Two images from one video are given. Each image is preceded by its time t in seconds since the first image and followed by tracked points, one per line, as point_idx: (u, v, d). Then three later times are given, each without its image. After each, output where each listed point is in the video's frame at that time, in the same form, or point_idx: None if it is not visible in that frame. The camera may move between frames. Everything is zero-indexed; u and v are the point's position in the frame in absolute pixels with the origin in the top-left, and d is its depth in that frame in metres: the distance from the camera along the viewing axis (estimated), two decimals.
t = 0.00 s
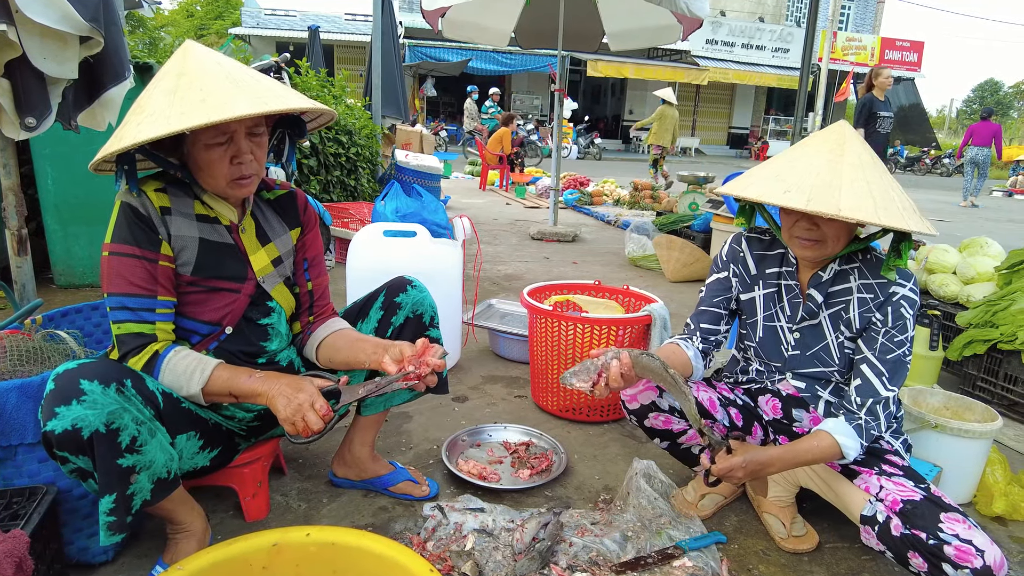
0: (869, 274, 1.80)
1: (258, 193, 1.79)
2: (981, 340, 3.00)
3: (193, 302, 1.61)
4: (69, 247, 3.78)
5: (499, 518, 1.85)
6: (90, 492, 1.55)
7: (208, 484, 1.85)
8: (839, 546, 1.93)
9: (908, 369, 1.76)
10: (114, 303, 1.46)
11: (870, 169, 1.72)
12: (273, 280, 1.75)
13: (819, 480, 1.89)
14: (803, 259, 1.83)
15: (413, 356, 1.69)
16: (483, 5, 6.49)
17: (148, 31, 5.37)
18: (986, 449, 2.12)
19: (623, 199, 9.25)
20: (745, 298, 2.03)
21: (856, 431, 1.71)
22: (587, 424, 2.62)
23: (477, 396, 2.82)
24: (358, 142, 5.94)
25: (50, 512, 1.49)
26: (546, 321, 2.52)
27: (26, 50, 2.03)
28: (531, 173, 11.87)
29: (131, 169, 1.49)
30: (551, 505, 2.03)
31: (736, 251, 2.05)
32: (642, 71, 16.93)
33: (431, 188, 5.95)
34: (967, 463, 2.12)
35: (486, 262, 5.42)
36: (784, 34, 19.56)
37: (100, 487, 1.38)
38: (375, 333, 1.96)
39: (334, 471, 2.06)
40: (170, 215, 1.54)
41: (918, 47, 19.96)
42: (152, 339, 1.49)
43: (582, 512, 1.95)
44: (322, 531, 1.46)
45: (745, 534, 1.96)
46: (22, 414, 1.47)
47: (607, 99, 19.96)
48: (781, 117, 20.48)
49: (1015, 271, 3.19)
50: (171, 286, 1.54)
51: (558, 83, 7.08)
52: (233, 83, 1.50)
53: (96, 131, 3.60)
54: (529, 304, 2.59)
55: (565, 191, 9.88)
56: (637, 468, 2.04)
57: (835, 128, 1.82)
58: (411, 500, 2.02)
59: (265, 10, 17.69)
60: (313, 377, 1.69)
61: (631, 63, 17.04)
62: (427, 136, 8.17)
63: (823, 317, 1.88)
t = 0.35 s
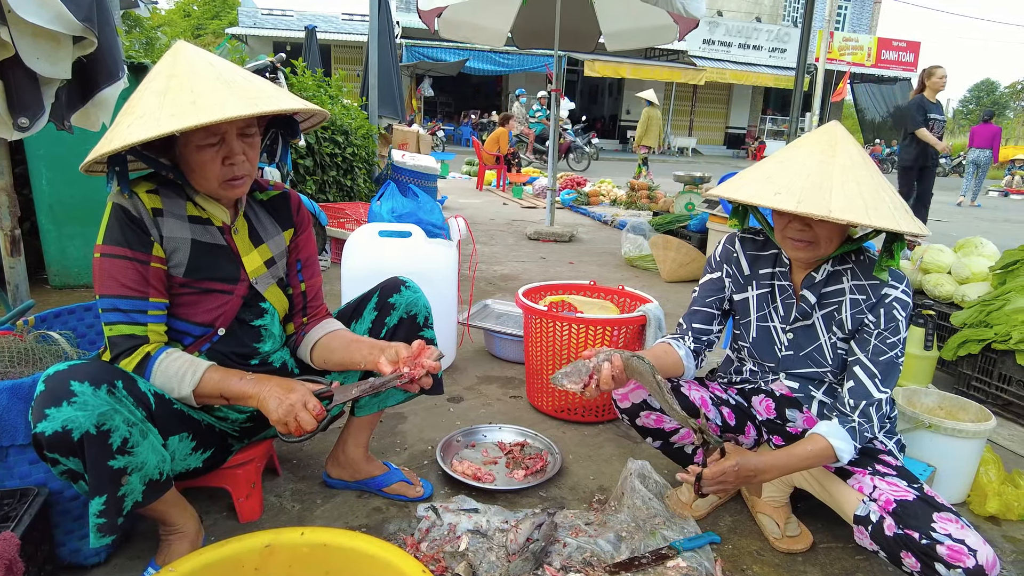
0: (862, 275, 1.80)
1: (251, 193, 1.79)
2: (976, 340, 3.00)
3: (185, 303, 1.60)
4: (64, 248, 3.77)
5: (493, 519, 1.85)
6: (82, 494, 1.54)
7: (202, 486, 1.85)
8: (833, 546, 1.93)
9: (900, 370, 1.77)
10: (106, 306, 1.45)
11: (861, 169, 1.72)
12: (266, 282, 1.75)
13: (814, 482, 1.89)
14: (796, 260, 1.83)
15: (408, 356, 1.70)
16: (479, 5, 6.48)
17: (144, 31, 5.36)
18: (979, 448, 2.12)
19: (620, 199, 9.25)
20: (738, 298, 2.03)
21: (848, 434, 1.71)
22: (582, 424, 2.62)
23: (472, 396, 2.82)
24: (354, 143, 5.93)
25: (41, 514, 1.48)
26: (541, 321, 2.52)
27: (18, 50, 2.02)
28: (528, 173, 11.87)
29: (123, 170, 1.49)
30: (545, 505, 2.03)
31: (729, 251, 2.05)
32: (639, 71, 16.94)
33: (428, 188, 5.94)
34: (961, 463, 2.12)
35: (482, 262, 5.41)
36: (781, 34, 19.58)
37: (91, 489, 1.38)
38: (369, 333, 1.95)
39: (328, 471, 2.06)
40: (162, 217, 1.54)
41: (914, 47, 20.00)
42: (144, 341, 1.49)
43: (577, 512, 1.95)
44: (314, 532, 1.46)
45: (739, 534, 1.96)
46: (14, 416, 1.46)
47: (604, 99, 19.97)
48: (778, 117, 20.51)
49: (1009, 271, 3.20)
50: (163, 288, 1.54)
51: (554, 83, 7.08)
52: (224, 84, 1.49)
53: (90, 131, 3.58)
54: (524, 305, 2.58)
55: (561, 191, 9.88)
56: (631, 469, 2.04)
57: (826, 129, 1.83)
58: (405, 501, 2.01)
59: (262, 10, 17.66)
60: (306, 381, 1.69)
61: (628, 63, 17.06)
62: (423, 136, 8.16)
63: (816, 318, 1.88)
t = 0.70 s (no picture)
0: (856, 275, 1.80)
1: (244, 193, 1.78)
2: (970, 340, 3.02)
3: (179, 304, 1.60)
4: (58, 248, 3.75)
5: (488, 520, 1.85)
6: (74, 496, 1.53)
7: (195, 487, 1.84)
8: (828, 545, 1.93)
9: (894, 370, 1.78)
10: (99, 307, 1.45)
11: (852, 169, 1.72)
12: (260, 282, 1.74)
13: (808, 481, 1.89)
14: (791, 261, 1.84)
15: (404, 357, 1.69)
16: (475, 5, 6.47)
17: (138, 30, 5.34)
18: (973, 448, 2.13)
19: (616, 199, 9.25)
20: (733, 298, 2.04)
21: (841, 432, 1.71)
22: (577, 424, 2.62)
23: (467, 396, 2.81)
24: (349, 142, 5.92)
25: (33, 516, 1.47)
26: (536, 321, 2.52)
27: (10, 49, 2.00)
28: (524, 173, 11.87)
29: (116, 172, 1.47)
30: (540, 505, 2.03)
31: (724, 251, 2.05)
32: (635, 71, 16.97)
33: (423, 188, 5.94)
34: (954, 462, 2.13)
35: (477, 262, 5.41)
36: (777, 35, 19.62)
37: (84, 491, 1.37)
38: (363, 334, 1.95)
39: (323, 473, 2.05)
40: (156, 218, 1.53)
41: (909, 48, 20.07)
42: (137, 342, 1.48)
43: (572, 512, 1.95)
44: (308, 533, 1.46)
45: (734, 534, 1.96)
46: (5, 418, 1.46)
47: (600, 99, 19.99)
48: (773, 117, 20.55)
49: (1002, 270, 3.21)
50: (157, 289, 1.53)
51: (550, 83, 7.08)
52: (217, 84, 1.49)
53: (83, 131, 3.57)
54: (519, 305, 2.58)
55: (557, 191, 9.88)
56: (626, 469, 2.04)
57: (818, 128, 1.83)
58: (400, 501, 2.01)
59: (257, 10, 17.63)
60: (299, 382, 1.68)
61: (623, 63, 17.08)
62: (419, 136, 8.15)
63: (811, 318, 1.89)
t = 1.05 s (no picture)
0: (849, 276, 1.81)
1: (236, 194, 1.78)
2: (962, 339, 3.04)
3: (173, 306, 1.59)
4: (50, 249, 3.74)
5: (482, 520, 1.84)
6: (66, 497, 1.53)
7: (188, 488, 1.83)
8: (821, 545, 1.94)
9: (886, 371, 1.79)
10: (93, 310, 1.43)
11: (839, 168, 1.73)
12: (253, 283, 1.74)
13: (801, 480, 1.90)
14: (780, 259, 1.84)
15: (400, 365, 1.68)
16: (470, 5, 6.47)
17: (132, 30, 5.32)
18: (965, 447, 2.14)
19: (611, 199, 9.26)
20: (726, 298, 2.05)
21: (831, 436, 1.73)
22: (572, 424, 2.62)
23: (462, 397, 2.81)
24: (343, 143, 5.91)
25: (24, 519, 1.46)
26: (530, 321, 2.52)
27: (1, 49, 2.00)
28: (519, 173, 11.87)
29: (108, 173, 1.46)
30: (535, 506, 2.03)
31: (718, 252, 2.06)
32: (630, 71, 16.99)
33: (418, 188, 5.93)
34: (946, 461, 2.14)
35: (473, 263, 5.41)
36: (771, 35, 19.64)
37: (78, 493, 1.36)
38: (356, 335, 1.95)
39: (316, 474, 2.05)
40: (149, 221, 1.52)
41: (903, 48, 20.13)
42: (133, 346, 1.47)
43: (566, 513, 1.95)
44: (301, 534, 1.46)
45: (727, 534, 1.97)
46: None
47: (595, 99, 20.00)
48: (768, 117, 20.61)
49: (994, 270, 3.23)
50: (151, 291, 1.53)
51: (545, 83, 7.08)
52: (211, 86, 1.49)
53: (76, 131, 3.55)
54: (514, 305, 2.58)
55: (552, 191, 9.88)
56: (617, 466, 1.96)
57: (810, 128, 1.84)
58: (394, 502, 2.01)
59: (252, 10, 17.58)
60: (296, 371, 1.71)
61: (618, 63, 17.10)
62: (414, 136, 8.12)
63: (804, 318, 1.90)
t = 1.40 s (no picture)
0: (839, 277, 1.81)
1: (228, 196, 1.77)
2: (954, 339, 3.05)
3: (167, 309, 1.59)
4: (42, 250, 3.72)
5: (475, 521, 1.84)
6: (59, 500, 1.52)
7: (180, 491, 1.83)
8: (813, 544, 1.95)
9: (876, 370, 1.79)
10: (88, 314, 1.43)
11: (821, 169, 1.73)
12: (245, 284, 1.73)
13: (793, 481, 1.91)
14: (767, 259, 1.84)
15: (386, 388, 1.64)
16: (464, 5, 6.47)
17: (125, 30, 5.30)
18: (956, 446, 2.15)
19: (606, 199, 9.28)
20: (715, 299, 2.06)
21: (823, 434, 1.73)
22: (565, 425, 2.63)
23: (456, 398, 2.81)
24: (338, 143, 5.89)
25: (14, 523, 1.46)
26: (523, 322, 2.52)
27: None
28: (515, 174, 11.87)
29: (102, 173, 1.47)
30: (528, 507, 2.04)
31: (707, 253, 2.07)
32: (625, 72, 17.02)
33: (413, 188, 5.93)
34: (938, 460, 2.15)
35: (467, 263, 5.40)
36: (766, 35, 19.68)
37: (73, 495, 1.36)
38: (349, 337, 1.95)
39: (309, 475, 2.05)
40: (143, 224, 1.52)
41: (897, 48, 20.20)
42: (130, 349, 1.47)
43: (559, 513, 1.94)
44: (294, 536, 1.45)
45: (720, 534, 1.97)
46: None
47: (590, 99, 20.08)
48: (762, 117, 20.67)
49: (986, 271, 3.24)
50: (147, 294, 1.53)
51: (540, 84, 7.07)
52: (210, 89, 1.49)
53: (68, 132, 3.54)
54: (507, 306, 2.58)
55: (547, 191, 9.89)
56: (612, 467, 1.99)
57: (797, 130, 1.86)
58: (387, 504, 2.01)
59: (246, 10, 17.54)
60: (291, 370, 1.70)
61: (613, 63, 17.13)
62: (409, 136, 8.11)
63: (793, 319, 1.90)
